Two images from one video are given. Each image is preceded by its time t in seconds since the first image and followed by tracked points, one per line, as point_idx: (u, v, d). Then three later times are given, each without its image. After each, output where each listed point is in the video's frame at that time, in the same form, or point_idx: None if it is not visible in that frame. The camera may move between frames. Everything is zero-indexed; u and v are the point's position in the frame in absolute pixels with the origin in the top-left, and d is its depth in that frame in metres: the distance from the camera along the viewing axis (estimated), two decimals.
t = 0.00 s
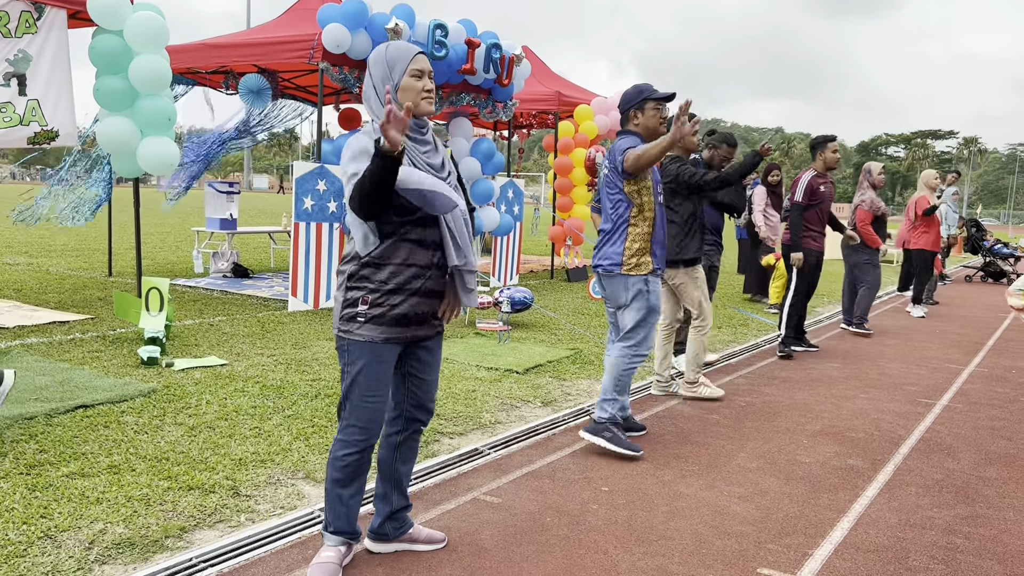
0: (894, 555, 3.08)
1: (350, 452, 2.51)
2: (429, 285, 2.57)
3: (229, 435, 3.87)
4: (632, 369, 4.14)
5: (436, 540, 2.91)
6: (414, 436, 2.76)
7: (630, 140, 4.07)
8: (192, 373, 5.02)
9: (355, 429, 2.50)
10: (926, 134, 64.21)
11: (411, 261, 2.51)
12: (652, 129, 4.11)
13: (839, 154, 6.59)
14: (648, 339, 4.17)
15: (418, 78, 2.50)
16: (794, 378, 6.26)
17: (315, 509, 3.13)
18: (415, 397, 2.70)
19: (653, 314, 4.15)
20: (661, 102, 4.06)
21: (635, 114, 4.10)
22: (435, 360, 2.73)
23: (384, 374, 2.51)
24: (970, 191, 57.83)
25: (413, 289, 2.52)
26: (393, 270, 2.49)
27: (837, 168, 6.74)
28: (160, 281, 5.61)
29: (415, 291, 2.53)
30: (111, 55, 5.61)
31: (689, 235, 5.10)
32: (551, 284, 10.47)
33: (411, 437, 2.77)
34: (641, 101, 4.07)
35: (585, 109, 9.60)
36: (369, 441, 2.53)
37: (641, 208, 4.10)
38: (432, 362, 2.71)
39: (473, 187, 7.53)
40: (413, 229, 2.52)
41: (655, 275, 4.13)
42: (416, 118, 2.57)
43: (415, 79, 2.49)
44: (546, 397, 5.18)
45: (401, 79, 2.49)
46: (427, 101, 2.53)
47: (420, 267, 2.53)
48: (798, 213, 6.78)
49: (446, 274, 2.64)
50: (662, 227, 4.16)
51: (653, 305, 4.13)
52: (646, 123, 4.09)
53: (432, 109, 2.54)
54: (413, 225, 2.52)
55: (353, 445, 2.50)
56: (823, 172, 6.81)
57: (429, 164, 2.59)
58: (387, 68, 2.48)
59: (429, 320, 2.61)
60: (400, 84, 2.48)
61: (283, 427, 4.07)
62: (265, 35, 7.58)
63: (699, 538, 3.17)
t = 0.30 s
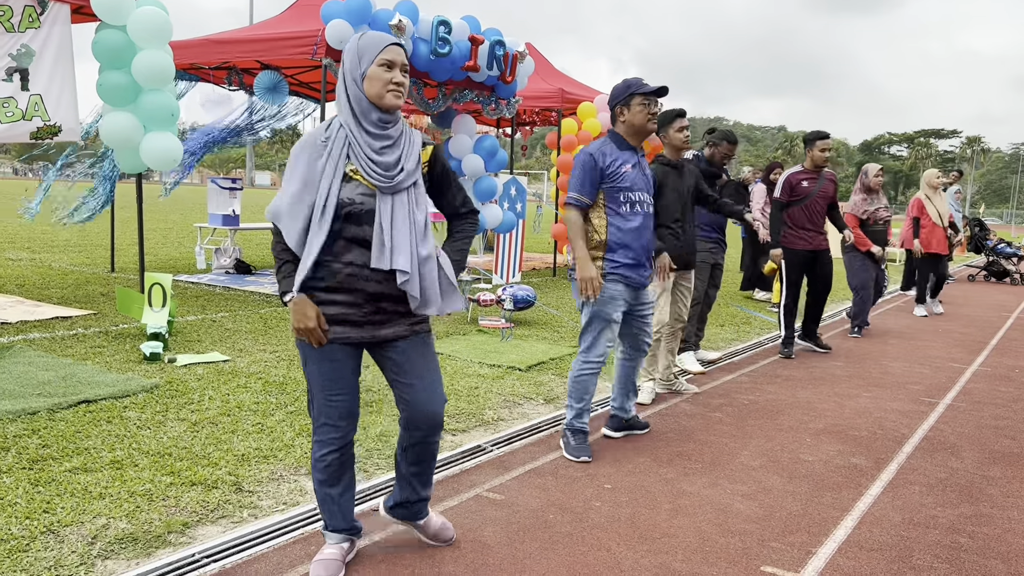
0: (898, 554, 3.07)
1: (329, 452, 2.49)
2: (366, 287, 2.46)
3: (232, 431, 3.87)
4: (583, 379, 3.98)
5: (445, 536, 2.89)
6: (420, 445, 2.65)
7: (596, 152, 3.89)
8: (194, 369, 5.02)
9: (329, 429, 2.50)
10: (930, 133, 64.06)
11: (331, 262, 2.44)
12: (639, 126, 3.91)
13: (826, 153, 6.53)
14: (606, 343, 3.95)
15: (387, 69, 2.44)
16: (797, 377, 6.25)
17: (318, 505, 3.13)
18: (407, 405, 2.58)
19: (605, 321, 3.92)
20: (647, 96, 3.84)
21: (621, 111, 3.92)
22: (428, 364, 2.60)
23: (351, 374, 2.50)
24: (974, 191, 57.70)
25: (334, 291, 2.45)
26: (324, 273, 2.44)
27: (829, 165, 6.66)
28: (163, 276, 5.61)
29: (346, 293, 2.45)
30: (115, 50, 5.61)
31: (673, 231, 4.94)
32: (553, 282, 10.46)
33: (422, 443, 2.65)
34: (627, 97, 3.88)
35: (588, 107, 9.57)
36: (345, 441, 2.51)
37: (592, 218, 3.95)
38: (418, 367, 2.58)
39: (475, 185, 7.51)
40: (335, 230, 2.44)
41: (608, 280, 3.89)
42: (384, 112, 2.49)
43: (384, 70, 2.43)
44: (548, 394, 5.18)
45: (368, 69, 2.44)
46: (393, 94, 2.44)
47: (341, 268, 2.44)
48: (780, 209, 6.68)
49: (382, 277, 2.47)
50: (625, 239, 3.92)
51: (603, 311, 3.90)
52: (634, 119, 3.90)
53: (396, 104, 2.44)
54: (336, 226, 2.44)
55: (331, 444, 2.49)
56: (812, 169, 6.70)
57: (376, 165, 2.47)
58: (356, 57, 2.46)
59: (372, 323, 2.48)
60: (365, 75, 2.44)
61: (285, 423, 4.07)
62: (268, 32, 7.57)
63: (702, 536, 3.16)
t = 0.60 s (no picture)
0: (903, 554, 3.06)
1: (324, 457, 2.42)
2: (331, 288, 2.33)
3: (236, 429, 3.87)
4: (570, 385, 3.91)
5: None
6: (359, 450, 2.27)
7: (568, 157, 3.82)
8: (200, 367, 5.03)
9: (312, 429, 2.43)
10: (935, 133, 63.90)
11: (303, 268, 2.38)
12: (617, 131, 3.70)
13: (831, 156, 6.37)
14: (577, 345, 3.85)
15: (372, 73, 2.33)
16: (801, 377, 6.23)
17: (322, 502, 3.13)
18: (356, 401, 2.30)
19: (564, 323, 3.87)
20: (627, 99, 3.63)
21: (604, 114, 3.76)
22: (383, 360, 2.29)
23: (331, 374, 2.36)
24: (978, 191, 57.53)
25: (305, 295, 2.36)
26: (303, 279, 2.38)
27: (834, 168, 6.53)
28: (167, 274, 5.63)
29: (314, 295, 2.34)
30: (121, 48, 5.61)
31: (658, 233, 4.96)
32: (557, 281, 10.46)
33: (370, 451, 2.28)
34: (611, 100, 3.69)
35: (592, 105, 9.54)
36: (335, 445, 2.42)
37: (560, 222, 3.93)
38: (373, 362, 2.28)
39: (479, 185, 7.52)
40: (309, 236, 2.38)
41: (564, 281, 3.85)
42: (368, 117, 2.37)
43: (368, 73, 2.32)
44: (552, 393, 5.17)
45: (353, 71, 2.33)
46: (376, 99, 2.33)
47: (310, 275, 2.36)
48: (779, 210, 6.66)
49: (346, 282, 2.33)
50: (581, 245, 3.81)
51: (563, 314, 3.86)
52: (613, 124, 3.70)
53: (378, 109, 2.33)
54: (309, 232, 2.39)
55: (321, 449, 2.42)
56: (815, 172, 6.61)
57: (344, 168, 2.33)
58: (344, 58, 2.36)
59: (342, 323, 2.33)
60: (348, 76, 2.34)
61: (290, 421, 4.07)
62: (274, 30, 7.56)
63: (706, 536, 3.15)
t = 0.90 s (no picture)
0: (911, 557, 3.04)
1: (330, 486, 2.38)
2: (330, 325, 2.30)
3: (242, 429, 3.88)
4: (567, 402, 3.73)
5: None
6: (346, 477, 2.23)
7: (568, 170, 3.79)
8: (206, 367, 5.04)
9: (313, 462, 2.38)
10: (942, 134, 63.66)
11: (304, 305, 2.36)
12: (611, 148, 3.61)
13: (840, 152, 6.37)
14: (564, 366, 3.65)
15: (372, 115, 2.29)
16: (808, 378, 6.21)
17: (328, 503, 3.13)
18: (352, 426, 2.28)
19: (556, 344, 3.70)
20: (621, 117, 3.51)
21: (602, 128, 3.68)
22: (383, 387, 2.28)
23: (334, 402, 2.31)
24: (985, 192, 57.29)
25: (307, 329, 2.34)
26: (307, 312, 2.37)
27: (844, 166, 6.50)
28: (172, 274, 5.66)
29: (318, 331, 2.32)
30: (128, 49, 5.61)
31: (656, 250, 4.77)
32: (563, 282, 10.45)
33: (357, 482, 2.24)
34: (607, 115, 3.58)
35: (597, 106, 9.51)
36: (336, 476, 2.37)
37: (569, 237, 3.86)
38: (373, 389, 2.28)
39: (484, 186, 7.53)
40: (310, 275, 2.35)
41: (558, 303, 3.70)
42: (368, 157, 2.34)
43: (368, 115, 2.29)
44: (558, 394, 5.16)
45: (353, 112, 2.30)
46: (375, 140, 2.30)
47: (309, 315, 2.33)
48: (789, 211, 6.67)
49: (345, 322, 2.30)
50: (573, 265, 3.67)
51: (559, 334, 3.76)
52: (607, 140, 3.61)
53: (376, 151, 2.30)
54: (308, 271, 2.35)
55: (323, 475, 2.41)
56: (825, 172, 6.59)
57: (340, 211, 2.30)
58: (347, 99, 2.33)
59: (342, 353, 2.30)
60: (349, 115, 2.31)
61: (296, 421, 4.08)
62: (281, 31, 7.57)
63: (713, 537, 3.14)
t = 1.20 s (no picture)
0: (920, 560, 3.02)
1: (336, 460, 2.45)
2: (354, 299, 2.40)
3: (248, 431, 3.87)
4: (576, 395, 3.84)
5: None
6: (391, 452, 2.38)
7: (569, 166, 3.73)
8: (212, 369, 5.05)
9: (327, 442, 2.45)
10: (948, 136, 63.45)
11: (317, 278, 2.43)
12: (620, 137, 3.54)
13: (842, 153, 6.36)
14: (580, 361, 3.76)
15: (385, 80, 2.36)
16: (814, 380, 6.18)
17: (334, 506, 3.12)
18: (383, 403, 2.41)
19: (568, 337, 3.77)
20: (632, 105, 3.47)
21: (606, 118, 3.58)
22: (410, 363, 2.41)
23: (348, 377, 2.42)
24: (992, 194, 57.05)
25: (324, 300, 2.41)
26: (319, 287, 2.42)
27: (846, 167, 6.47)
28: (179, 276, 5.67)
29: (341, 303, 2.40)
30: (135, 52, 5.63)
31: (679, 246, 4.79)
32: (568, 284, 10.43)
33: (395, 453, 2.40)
34: (613, 104, 3.53)
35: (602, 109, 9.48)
36: (345, 450, 2.44)
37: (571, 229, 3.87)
38: (398, 364, 2.40)
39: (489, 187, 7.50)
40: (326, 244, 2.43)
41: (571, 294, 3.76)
42: (382, 122, 2.42)
43: (381, 81, 2.35)
44: (564, 396, 5.15)
45: (365, 78, 2.37)
46: (388, 105, 2.36)
47: (325, 283, 2.41)
48: (795, 215, 6.61)
49: (367, 289, 2.40)
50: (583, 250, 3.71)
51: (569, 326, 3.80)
52: (616, 128, 3.53)
53: (389, 115, 2.37)
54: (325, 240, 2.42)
55: (332, 452, 2.45)
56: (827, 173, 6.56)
57: (358, 175, 2.38)
58: (357, 65, 2.40)
59: (360, 327, 2.40)
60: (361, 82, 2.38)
61: (302, 424, 4.07)
62: (286, 34, 7.58)
63: (720, 541, 3.12)
